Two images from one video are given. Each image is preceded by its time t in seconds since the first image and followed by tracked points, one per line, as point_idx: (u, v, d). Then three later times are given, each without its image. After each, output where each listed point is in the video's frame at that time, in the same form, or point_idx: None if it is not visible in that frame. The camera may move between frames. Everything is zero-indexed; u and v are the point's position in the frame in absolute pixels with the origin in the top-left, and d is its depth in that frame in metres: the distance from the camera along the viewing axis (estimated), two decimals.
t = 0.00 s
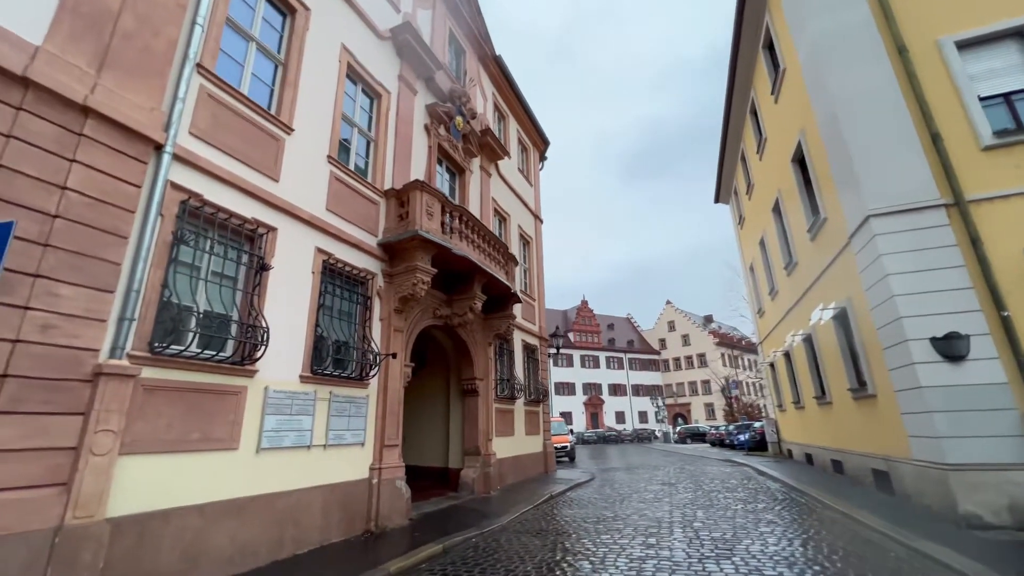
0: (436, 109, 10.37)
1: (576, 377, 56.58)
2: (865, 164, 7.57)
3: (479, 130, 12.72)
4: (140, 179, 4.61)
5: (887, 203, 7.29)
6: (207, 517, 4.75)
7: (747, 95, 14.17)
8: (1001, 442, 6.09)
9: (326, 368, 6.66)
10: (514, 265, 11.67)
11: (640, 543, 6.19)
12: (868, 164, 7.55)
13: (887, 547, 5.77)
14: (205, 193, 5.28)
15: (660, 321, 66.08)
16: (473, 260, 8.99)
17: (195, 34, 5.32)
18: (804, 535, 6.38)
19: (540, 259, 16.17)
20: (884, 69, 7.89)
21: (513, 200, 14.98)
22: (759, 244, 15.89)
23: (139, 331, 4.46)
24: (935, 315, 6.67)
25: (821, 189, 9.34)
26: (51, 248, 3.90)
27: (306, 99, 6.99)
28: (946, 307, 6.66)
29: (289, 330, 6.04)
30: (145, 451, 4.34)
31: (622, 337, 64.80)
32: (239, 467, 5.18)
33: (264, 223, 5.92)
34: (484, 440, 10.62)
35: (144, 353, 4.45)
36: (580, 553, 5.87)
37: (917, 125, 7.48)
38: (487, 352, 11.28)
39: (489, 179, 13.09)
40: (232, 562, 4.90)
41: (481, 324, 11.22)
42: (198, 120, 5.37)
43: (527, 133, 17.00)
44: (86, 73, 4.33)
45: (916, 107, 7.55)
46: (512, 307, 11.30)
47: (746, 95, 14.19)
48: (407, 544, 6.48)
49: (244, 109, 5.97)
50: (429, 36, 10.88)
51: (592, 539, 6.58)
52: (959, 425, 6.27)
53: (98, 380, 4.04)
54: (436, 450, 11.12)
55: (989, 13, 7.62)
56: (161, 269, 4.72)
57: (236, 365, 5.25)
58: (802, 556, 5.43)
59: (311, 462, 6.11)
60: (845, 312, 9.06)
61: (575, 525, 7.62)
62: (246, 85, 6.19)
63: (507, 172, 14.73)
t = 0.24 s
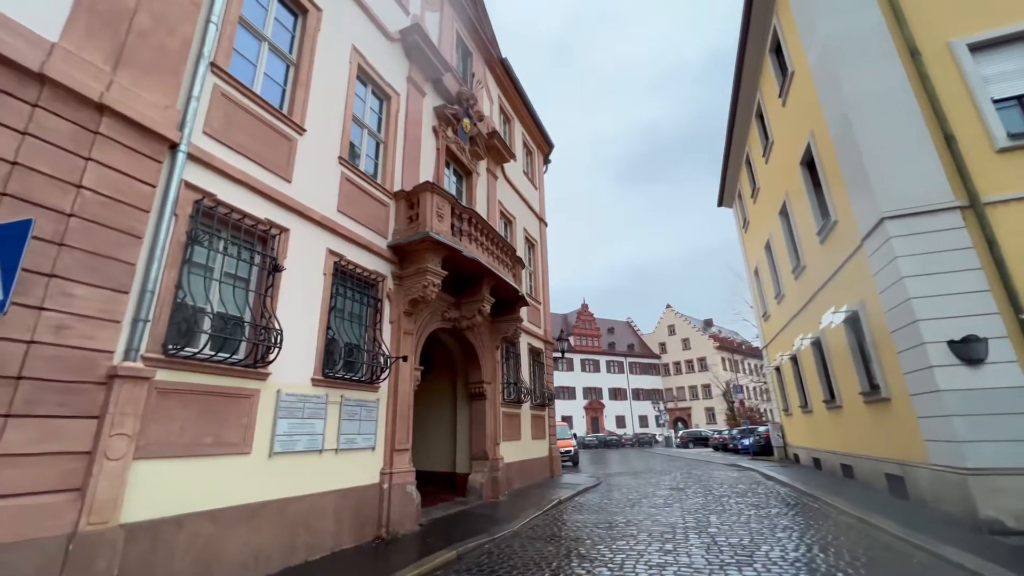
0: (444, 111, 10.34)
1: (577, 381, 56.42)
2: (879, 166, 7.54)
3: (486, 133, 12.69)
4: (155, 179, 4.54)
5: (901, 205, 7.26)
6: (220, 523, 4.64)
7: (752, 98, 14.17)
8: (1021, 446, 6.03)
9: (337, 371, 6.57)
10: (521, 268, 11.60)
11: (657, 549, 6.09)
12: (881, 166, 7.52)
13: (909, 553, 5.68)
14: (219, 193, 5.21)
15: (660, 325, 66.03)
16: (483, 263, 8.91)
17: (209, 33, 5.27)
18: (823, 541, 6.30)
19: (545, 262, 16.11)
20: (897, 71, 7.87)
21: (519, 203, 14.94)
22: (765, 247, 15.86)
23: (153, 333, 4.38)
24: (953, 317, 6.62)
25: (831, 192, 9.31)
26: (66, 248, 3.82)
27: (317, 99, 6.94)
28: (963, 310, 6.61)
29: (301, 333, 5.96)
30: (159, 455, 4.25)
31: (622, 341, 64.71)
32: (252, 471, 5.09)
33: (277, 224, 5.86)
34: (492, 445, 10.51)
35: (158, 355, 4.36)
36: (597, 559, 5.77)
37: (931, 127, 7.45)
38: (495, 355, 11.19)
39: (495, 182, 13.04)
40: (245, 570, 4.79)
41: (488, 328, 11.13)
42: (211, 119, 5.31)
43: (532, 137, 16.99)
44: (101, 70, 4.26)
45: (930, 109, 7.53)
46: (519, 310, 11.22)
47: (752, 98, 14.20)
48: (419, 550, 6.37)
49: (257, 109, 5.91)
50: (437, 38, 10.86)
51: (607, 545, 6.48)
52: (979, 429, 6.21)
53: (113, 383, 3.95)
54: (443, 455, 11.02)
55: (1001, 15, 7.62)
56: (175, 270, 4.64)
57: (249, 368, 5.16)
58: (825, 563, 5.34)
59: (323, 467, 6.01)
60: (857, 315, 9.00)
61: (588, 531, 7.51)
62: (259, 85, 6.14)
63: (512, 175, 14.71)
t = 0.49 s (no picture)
0: (454, 112, 10.32)
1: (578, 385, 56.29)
2: (893, 167, 7.53)
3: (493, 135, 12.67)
4: (175, 177, 4.50)
5: (916, 206, 7.24)
6: (238, 526, 4.57)
7: (759, 100, 14.18)
8: None
9: (351, 372, 6.50)
10: (530, 271, 11.54)
11: (675, 553, 6.02)
12: (895, 168, 7.51)
13: (932, 557, 5.63)
14: (237, 193, 5.17)
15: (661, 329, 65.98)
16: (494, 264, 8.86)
17: (228, 31, 5.24)
18: (842, 545, 6.25)
19: (550, 265, 16.08)
20: (909, 73, 7.88)
21: (525, 205, 14.91)
22: (771, 250, 15.85)
23: (172, 333, 4.33)
24: (969, 319, 6.59)
25: (842, 194, 9.30)
26: (88, 246, 3.78)
27: (332, 99, 6.91)
28: (981, 312, 6.58)
29: (316, 334, 5.90)
30: (178, 457, 4.18)
31: (623, 344, 64.65)
32: (269, 474, 5.02)
33: (293, 224, 5.81)
34: (501, 448, 10.43)
35: (177, 356, 4.30)
36: (616, 563, 5.69)
37: (945, 129, 7.45)
38: (503, 358, 11.12)
39: (503, 184, 13.02)
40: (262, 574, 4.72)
41: (497, 330, 11.07)
42: (229, 118, 5.27)
43: (537, 140, 17.00)
44: (123, 68, 4.23)
45: (943, 111, 7.54)
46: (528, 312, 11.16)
47: (758, 101, 14.21)
48: (433, 554, 6.29)
49: (273, 108, 5.88)
50: (447, 40, 10.86)
51: (624, 549, 6.40)
52: (998, 431, 6.17)
53: (133, 383, 3.89)
54: (451, 458, 10.95)
55: (1014, 18, 7.63)
56: (194, 269, 4.60)
57: (266, 368, 5.10)
58: (849, 567, 5.28)
59: (337, 470, 5.94)
60: (869, 317, 8.97)
61: (602, 534, 7.43)
62: (274, 85, 6.11)
63: (518, 178, 14.69)
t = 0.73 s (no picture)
0: (463, 115, 10.29)
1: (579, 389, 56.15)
2: (907, 170, 7.51)
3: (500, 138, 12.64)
4: (192, 178, 4.45)
5: (930, 209, 7.21)
6: (254, 532, 4.49)
7: (765, 104, 14.19)
8: None
9: (364, 376, 6.43)
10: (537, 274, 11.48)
11: (694, 559, 5.93)
12: (909, 171, 7.49)
13: (954, 563, 5.56)
14: (253, 194, 5.12)
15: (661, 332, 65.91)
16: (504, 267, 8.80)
17: (244, 31, 5.20)
18: (861, 550, 6.18)
19: (556, 268, 16.03)
20: (922, 76, 7.88)
21: (531, 208, 14.87)
22: (777, 254, 15.83)
23: (190, 335, 4.26)
24: (986, 322, 6.55)
25: (853, 196, 9.28)
26: (108, 247, 3.72)
27: (345, 101, 6.87)
28: (998, 315, 6.54)
29: (330, 337, 5.84)
30: (195, 463, 4.10)
31: (623, 348, 64.56)
32: (284, 479, 4.94)
33: (307, 225, 5.75)
34: (509, 452, 10.35)
35: (194, 359, 4.24)
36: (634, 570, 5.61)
37: (959, 132, 7.44)
38: (511, 361, 11.05)
39: (509, 187, 12.98)
40: None
41: (505, 333, 11.00)
42: (245, 119, 5.23)
43: (542, 143, 16.99)
44: (142, 67, 4.18)
45: (957, 114, 7.53)
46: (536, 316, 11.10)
47: (764, 104, 14.21)
48: (447, 561, 6.20)
49: (288, 110, 5.84)
50: (455, 43, 10.85)
51: (641, 555, 6.32)
52: (1018, 436, 6.11)
53: (152, 387, 3.83)
54: (459, 463, 10.87)
55: None
56: (211, 271, 4.54)
57: (281, 372, 5.03)
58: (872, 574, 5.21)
59: (351, 475, 5.86)
60: (882, 321, 8.93)
61: (616, 540, 7.33)
62: (289, 85, 6.07)
63: (524, 181, 14.67)
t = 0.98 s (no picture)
0: (471, 113, 10.23)
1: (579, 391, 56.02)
2: (920, 168, 7.47)
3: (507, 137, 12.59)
4: (208, 171, 4.37)
5: (945, 207, 7.17)
6: (270, 532, 4.40)
7: (771, 104, 14.18)
8: None
9: (376, 374, 6.35)
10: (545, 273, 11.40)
11: (712, 560, 5.86)
12: (923, 168, 7.46)
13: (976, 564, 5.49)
14: (267, 188, 5.04)
15: (661, 334, 65.83)
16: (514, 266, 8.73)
17: (259, 24, 5.14)
18: (879, 551, 6.11)
19: (560, 268, 15.97)
20: (934, 74, 7.86)
21: (536, 208, 14.81)
22: (782, 254, 15.79)
23: (206, 331, 4.18)
24: (1004, 320, 6.50)
25: (864, 195, 9.24)
26: (125, 239, 3.64)
27: (356, 97, 6.81)
28: (1015, 313, 6.49)
29: (343, 335, 5.76)
30: (211, 461, 4.01)
31: (623, 351, 64.46)
32: (299, 478, 4.85)
33: (320, 221, 5.67)
34: (518, 453, 10.26)
35: (210, 354, 4.16)
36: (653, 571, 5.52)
37: (973, 130, 7.42)
38: (519, 361, 10.96)
39: (516, 186, 12.92)
40: None
41: (513, 333, 10.92)
42: (259, 112, 5.16)
43: (547, 144, 16.95)
44: (159, 58, 4.11)
45: (971, 112, 7.51)
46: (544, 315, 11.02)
47: (770, 104, 14.20)
48: (461, 562, 6.10)
49: (301, 104, 5.77)
50: (463, 41, 10.80)
51: (658, 556, 6.24)
52: None
53: (169, 382, 3.74)
54: (466, 464, 10.78)
55: None
56: (226, 266, 4.46)
57: (296, 369, 4.95)
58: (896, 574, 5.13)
59: (364, 474, 5.77)
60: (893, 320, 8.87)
61: (630, 542, 7.24)
62: (301, 80, 6.00)
63: (530, 180, 14.61)
